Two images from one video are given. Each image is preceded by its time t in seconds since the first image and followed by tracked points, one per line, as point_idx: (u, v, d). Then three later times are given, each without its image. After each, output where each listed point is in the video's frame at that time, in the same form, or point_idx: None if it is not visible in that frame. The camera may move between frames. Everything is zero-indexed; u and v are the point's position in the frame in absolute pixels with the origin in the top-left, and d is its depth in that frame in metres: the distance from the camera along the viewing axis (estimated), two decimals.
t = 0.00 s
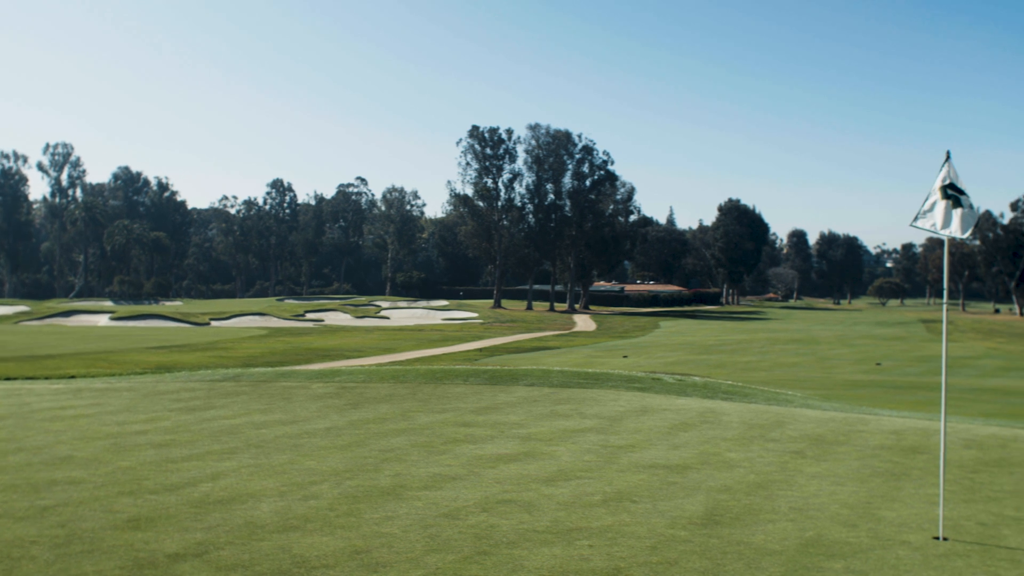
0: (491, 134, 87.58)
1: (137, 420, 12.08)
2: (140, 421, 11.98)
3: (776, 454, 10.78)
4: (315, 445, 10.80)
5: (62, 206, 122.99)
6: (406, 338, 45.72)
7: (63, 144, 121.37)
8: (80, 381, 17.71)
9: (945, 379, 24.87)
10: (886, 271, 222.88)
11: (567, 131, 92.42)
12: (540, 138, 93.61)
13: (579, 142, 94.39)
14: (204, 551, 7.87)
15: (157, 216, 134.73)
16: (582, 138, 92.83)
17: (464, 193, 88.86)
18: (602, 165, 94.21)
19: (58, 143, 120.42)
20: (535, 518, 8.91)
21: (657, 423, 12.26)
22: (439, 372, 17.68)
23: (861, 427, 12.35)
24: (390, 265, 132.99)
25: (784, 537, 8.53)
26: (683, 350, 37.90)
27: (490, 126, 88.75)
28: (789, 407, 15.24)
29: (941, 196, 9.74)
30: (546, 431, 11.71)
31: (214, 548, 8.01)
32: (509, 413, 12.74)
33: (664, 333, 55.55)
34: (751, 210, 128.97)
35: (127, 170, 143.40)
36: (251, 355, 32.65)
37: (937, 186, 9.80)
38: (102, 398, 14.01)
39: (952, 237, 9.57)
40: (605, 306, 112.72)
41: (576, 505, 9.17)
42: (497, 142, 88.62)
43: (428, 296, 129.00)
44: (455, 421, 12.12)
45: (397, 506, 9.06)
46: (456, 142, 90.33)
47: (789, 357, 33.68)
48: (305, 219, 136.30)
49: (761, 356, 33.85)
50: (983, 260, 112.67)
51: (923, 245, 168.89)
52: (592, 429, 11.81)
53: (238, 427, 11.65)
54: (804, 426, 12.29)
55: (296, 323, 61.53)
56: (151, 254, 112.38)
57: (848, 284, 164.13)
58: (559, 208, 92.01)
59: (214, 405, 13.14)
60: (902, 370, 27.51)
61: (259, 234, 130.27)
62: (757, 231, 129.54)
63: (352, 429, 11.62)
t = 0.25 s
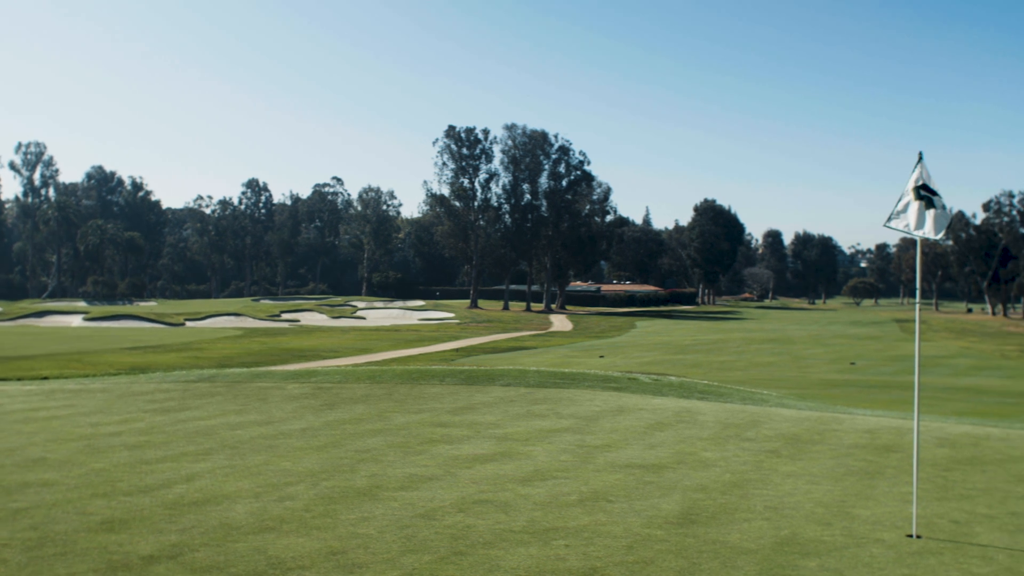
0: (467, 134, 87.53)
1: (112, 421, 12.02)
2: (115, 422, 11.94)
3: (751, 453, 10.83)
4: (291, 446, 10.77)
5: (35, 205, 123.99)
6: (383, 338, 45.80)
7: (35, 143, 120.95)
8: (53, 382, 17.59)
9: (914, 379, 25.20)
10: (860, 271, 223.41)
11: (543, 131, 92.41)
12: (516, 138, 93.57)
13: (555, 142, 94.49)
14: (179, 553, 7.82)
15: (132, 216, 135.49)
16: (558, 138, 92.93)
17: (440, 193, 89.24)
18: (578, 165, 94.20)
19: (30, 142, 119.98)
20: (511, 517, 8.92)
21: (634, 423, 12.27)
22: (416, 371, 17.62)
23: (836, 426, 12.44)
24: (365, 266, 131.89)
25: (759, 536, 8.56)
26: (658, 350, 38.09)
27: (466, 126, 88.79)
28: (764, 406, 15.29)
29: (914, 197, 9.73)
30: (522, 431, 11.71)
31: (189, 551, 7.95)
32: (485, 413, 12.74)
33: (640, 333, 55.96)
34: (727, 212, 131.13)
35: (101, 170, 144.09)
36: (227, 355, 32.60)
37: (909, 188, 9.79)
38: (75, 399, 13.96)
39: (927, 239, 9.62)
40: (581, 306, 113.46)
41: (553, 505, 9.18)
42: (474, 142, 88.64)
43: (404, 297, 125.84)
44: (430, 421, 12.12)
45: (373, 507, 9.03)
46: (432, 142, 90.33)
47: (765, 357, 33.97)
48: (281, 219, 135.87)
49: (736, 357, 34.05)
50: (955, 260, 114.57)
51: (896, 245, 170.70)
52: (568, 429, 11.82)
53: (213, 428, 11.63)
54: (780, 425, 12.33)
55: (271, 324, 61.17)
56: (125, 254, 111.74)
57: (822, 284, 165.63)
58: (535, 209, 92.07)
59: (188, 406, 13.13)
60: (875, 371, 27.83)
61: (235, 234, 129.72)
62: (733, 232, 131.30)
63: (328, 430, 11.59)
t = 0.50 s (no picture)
0: (444, 134, 87.48)
1: (84, 423, 11.92)
2: (87, 423, 11.84)
3: (726, 452, 10.87)
4: (266, 447, 10.72)
5: (5, 204, 122.54)
6: (359, 338, 45.81)
7: (7, 143, 120.03)
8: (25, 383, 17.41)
9: (884, 378, 25.52)
10: (835, 271, 224.32)
11: (519, 131, 92.50)
12: (493, 138, 93.62)
13: (531, 142, 94.73)
14: (153, 555, 7.76)
15: (106, 217, 134.30)
16: (534, 138, 93.21)
17: (416, 193, 89.04)
18: (554, 166, 94.41)
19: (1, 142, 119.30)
20: (488, 518, 8.91)
21: (610, 423, 12.29)
22: (393, 372, 17.56)
23: (810, 425, 12.53)
24: (341, 266, 131.30)
25: (734, 535, 8.58)
26: (634, 350, 38.29)
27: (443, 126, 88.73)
28: (739, 405, 15.35)
29: (886, 198, 9.93)
30: (498, 431, 11.71)
31: (163, 552, 7.89)
32: (461, 413, 12.74)
33: (617, 333, 56.35)
34: (704, 212, 131.31)
35: (74, 170, 140.91)
36: (201, 356, 32.47)
37: (881, 188, 9.95)
38: (48, 400, 13.85)
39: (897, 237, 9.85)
40: (557, 306, 113.91)
41: (529, 505, 9.18)
42: (450, 142, 88.66)
43: (380, 297, 125.57)
44: (406, 422, 12.09)
45: (349, 509, 8.99)
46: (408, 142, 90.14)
47: (740, 356, 34.24)
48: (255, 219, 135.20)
49: (712, 356, 34.27)
50: (930, 261, 117.73)
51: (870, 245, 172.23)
52: (544, 429, 11.83)
53: (188, 429, 11.58)
54: (755, 424, 12.38)
55: (247, 324, 60.78)
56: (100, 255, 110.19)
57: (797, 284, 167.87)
58: (511, 209, 92.22)
59: (163, 408, 13.07)
60: (848, 370, 28.13)
61: (210, 235, 127.54)
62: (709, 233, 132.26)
63: (304, 431, 11.56)
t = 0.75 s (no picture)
0: (420, 134, 87.38)
1: (58, 424, 11.84)
2: (61, 425, 11.77)
3: (703, 452, 10.90)
4: (242, 448, 10.68)
5: None
6: (336, 339, 45.82)
7: None
8: None
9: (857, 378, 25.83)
10: (809, 270, 223.02)
11: (496, 132, 92.70)
12: (470, 139, 93.61)
13: (508, 142, 95.10)
14: (128, 557, 7.71)
15: (80, 216, 133.20)
16: (511, 139, 93.55)
17: (393, 193, 87.92)
18: (530, 166, 94.98)
19: None
20: (465, 518, 8.91)
21: (587, 423, 12.31)
22: (370, 372, 17.51)
23: (787, 425, 12.58)
24: (317, 266, 130.74)
25: (711, 534, 8.60)
26: (610, 350, 38.41)
27: (419, 126, 88.64)
28: (716, 405, 15.39)
29: (859, 196, 9.76)
30: (475, 431, 11.70)
31: (138, 555, 7.83)
32: (438, 414, 12.73)
33: (594, 333, 56.72)
34: (679, 213, 133.64)
35: (49, 170, 141.20)
36: (176, 357, 32.29)
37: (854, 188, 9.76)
38: (21, 402, 13.76)
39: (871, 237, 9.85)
40: (534, 306, 113.71)
41: (507, 505, 9.18)
42: (427, 142, 88.52)
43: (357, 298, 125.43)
44: (383, 423, 12.07)
45: (326, 509, 8.97)
46: (384, 142, 89.70)
47: (716, 356, 34.50)
48: (230, 219, 134.21)
49: (688, 356, 34.40)
50: (904, 261, 119.07)
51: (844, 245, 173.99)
52: (522, 429, 11.83)
53: (163, 431, 11.53)
54: (731, 424, 12.42)
55: (223, 325, 60.46)
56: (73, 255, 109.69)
57: (773, 284, 169.95)
58: (488, 209, 92.15)
59: (138, 409, 13.00)
60: (822, 370, 28.42)
61: (186, 234, 126.97)
62: (684, 233, 134.46)
63: (280, 432, 11.51)
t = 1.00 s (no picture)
0: (398, 134, 87.16)
1: (31, 427, 11.75)
2: (34, 427, 11.69)
3: (680, 452, 10.92)
4: (218, 449, 10.64)
5: None
6: (313, 339, 45.74)
7: None
8: None
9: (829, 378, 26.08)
10: (786, 271, 224.41)
11: (473, 132, 92.75)
12: (447, 139, 93.52)
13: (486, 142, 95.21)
14: (102, 560, 7.63)
15: (53, 216, 130.33)
16: (488, 139, 93.72)
17: (369, 193, 87.23)
18: (507, 166, 95.36)
19: None
20: (441, 518, 8.90)
21: (564, 423, 12.32)
22: (349, 372, 17.48)
23: (763, 424, 12.63)
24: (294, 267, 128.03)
25: (687, 533, 8.64)
26: (587, 350, 38.55)
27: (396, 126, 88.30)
28: (692, 405, 15.42)
29: (831, 197, 9.58)
30: (452, 432, 11.70)
31: (112, 557, 7.76)
32: (415, 414, 12.71)
33: (572, 333, 56.91)
34: (656, 213, 134.25)
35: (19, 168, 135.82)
36: (151, 358, 32.06)
37: (827, 187, 9.54)
38: None
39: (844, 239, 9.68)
40: (510, 306, 113.03)
41: (483, 505, 9.18)
42: (404, 142, 88.31)
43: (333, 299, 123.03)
44: (359, 423, 12.04)
45: (302, 510, 8.93)
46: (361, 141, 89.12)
47: (693, 356, 34.72)
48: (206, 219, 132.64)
49: (664, 356, 34.67)
50: (878, 261, 119.39)
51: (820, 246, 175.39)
52: (499, 429, 11.83)
53: (138, 432, 11.47)
54: (707, 424, 12.45)
55: (200, 325, 60.00)
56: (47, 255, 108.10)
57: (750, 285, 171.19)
58: (465, 209, 92.21)
59: (112, 410, 12.93)
60: (797, 370, 28.64)
61: (161, 234, 124.48)
62: (661, 232, 134.87)
63: (256, 433, 11.48)
